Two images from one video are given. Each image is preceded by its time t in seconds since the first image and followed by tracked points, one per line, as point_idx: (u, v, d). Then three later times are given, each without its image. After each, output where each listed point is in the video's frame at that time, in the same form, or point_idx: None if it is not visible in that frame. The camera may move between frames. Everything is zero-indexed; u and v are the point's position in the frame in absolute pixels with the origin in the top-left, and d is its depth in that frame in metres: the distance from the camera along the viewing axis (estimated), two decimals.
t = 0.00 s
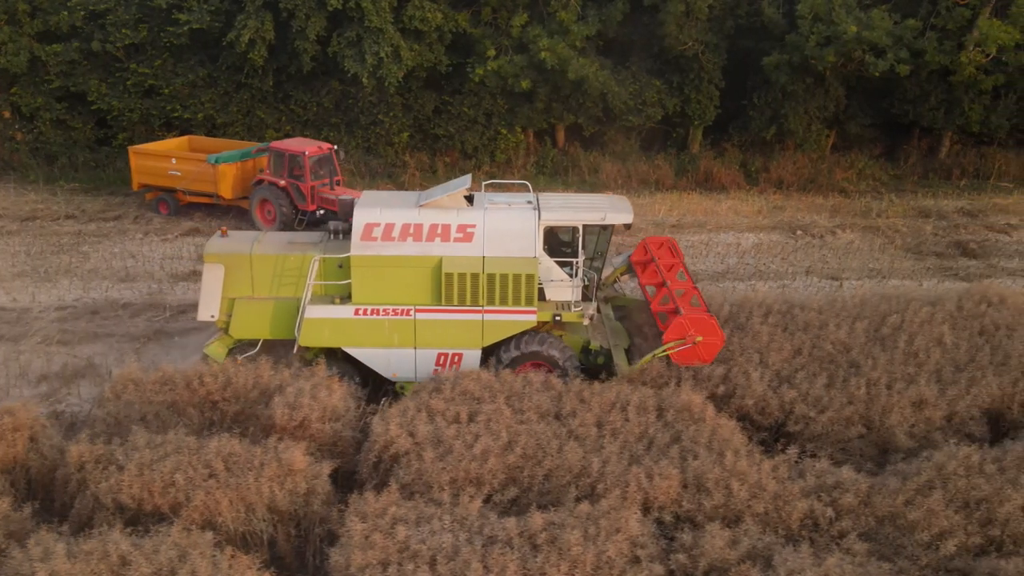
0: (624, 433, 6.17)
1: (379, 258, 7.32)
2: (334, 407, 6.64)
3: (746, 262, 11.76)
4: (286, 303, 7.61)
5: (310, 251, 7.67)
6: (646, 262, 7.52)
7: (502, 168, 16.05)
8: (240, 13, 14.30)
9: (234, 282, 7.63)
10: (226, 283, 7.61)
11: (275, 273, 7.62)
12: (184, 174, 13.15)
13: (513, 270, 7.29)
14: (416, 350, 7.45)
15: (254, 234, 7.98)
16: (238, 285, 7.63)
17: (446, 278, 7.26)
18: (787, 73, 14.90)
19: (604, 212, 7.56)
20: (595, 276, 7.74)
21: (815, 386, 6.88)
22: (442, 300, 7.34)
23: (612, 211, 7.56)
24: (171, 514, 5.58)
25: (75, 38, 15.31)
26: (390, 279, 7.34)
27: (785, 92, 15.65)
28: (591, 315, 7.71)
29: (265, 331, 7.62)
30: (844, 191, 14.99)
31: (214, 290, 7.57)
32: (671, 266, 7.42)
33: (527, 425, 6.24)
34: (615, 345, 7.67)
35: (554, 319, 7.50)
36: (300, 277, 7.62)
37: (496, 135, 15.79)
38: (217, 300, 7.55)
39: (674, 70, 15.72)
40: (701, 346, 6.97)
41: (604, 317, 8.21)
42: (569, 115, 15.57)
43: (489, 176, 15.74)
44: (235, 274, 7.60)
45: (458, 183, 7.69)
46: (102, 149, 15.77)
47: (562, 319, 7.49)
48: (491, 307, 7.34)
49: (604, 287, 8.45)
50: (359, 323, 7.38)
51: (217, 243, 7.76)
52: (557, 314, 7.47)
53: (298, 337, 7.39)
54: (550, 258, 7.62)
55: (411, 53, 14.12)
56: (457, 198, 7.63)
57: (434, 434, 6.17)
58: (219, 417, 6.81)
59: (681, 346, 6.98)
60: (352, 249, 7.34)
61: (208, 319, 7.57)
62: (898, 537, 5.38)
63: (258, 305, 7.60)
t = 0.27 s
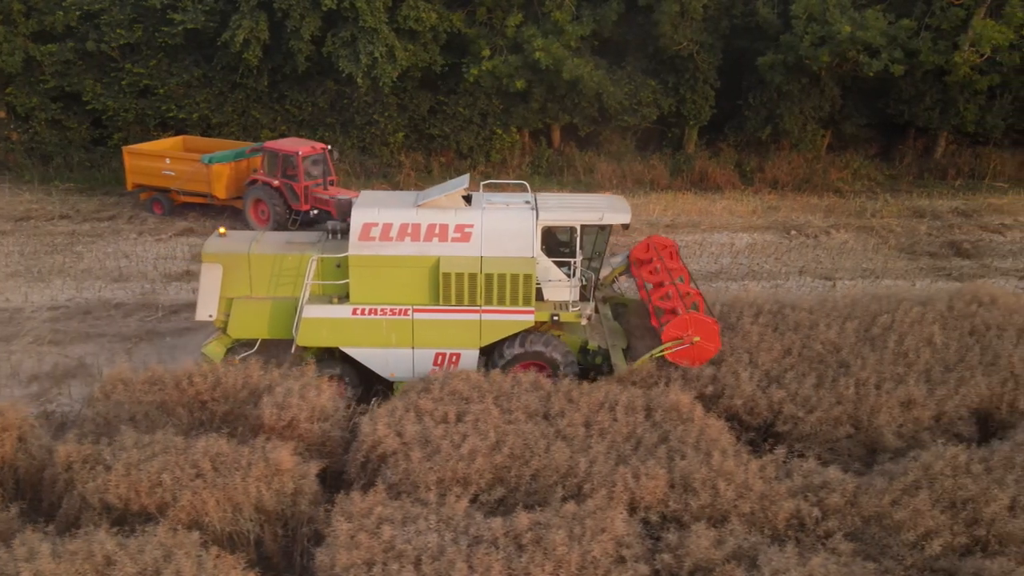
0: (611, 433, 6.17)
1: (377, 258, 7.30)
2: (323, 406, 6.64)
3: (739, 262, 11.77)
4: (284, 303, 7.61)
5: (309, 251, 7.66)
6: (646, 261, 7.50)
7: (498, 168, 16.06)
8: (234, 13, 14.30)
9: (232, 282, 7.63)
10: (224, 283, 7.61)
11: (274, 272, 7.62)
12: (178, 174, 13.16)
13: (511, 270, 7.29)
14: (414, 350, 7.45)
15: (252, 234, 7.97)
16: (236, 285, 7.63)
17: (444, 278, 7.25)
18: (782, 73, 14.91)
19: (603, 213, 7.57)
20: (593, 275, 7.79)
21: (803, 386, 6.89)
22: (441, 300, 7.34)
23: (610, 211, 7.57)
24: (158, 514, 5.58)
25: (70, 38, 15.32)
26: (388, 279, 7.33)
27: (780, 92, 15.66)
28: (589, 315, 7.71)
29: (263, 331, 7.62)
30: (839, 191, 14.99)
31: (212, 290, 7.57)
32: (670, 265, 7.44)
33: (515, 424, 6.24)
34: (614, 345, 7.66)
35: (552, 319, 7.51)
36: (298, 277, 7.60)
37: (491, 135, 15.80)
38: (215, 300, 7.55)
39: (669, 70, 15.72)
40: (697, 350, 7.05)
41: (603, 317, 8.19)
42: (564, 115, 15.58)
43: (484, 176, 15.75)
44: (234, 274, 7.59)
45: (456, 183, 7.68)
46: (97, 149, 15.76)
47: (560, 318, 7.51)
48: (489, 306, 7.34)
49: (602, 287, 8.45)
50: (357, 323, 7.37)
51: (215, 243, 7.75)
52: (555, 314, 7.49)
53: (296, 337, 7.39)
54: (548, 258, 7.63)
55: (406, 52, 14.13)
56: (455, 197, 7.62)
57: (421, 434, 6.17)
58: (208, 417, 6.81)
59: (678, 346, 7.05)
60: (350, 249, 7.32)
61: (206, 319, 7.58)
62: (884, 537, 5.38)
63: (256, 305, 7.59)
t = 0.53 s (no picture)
0: (597, 433, 6.17)
1: (375, 258, 7.30)
2: (310, 407, 6.64)
3: (732, 262, 11.77)
4: (281, 303, 7.60)
5: (306, 250, 7.64)
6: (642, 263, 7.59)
7: (492, 168, 16.06)
8: (228, 13, 14.31)
9: (230, 282, 7.61)
10: (222, 282, 7.59)
11: (272, 272, 7.60)
12: (172, 174, 13.17)
13: (509, 270, 7.30)
14: (412, 350, 7.45)
15: (249, 233, 7.94)
16: (234, 285, 7.61)
17: (442, 278, 7.26)
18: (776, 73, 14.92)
19: (601, 212, 7.55)
20: (591, 275, 7.79)
21: (791, 386, 6.89)
22: (438, 300, 7.34)
23: (608, 212, 7.56)
24: (143, 514, 5.58)
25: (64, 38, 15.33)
26: (386, 279, 7.33)
27: (774, 92, 15.66)
28: (587, 316, 7.68)
29: (261, 331, 7.62)
30: (834, 191, 15.00)
31: (210, 289, 7.55)
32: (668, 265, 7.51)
33: (501, 424, 6.25)
34: (611, 345, 7.64)
35: (549, 318, 7.51)
36: (295, 277, 7.59)
37: (485, 135, 15.80)
38: (213, 300, 7.53)
39: (663, 70, 15.73)
40: (689, 351, 7.04)
41: (601, 317, 8.16)
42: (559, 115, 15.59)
43: (479, 176, 15.75)
44: (231, 273, 7.58)
45: (454, 182, 7.65)
46: (92, 149, 15.76)
47: (557, 318, 7.50)
48: (486, 306, 7.35)
49: (599, 287, 8.44)
50: (355, 323, 7.38)
51: (213, 242, 7.73)
52: (552, 313, 7.49)
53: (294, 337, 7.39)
54: (545, 258, 7.63)
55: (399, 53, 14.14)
56: (453, 197, 7.60)
57: (407, 434, 6.18)
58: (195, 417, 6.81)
59: (676, 346, 7.02)
60: (347, 249, 7.32)
61: (204, 319, 7.56)
62: (868, 537, 5.39)
63: (254, 305, 7.59)
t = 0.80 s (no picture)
0: (583, 432, 6.18)
1: (373, 257, 7.31)
2: (297, 406, 6.64)
3: (725, 262, 11.76)
4: (279, 303, 7.60)
5: (304, 250, 7.64)
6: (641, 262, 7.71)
7: (487, 168, 16.06)
8: (222, 13, 14.32)
9: (228, 282, 7.61)
10: (220, 282, 7.59)
11: (269, 272, 7.59)
12: (165, 174, 13.17)
13: (506, 269, 7.31)
14: (410, 349, 7.44)
15: (247, 232, 7.93)
16: (232, 284, 7.61)
17: (440, 277, 7.26)
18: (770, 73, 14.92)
19: (597, 211, 7.58)
20: (589, 275, 7.80)
21: (778, 386, 6.90)
22: (436, 299, 7.34)
23: (605, 210, 7.59)
24: (128, 514, 5.58)
25: (59, 37, 15.32)
26: (384, 278, 7.34)
27: (768, 92, 15.67)
28: (585, 315, 7.67)
29: (259, 331, 7.61)
30: (828, 191, 15.00)
31: (207, 289, 7.53)
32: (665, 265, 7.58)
33: (488, 424, 6.26)
34: (609, 345, 7.60)
35: (546, 318, 7.51)
36: (293, 276, 7.59)
37: (480, 135, 15.81)
38: (210, 300, 7.52)
39: (658, 70, 15.74)
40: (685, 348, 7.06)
41: (598, 317, 8.15)
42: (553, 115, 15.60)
43: (473, 176, 15.76)
44: (229, 273, 7.58)
45: (452, 182, 7.66)
46: (86, 149, 15.75)
47: (554, 318, 7.50)
48: (484, 305, 7.35)
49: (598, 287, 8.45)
50: (353, 322, 7.37)
51: (211, 242, 7.73)
52: (550, 312, 7.49)
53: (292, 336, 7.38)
54: (543, 257, 7.65)
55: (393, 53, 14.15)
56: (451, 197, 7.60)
57: (394, 434, 6.18)
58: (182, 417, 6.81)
59: (673, 345, 7.05)
60: (345, 248, 7.32)
61: (201, 319, 7.55)
62: (852, 537, 5.39)
63: (252, 305, 7.58)
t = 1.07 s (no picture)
0: (571, 432, 6.18)
1: (371, 257, 7.29)
2: (287, 406, 6.64)
3: (720, 262, 11.75)
4: (278, 302, 7.61)
5: (303, 250, 7.65)
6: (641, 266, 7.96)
7: (482, 168, 16.07)
8: (217, 13, 14.32)
9: (227, 282, 7.61)
10: (219, 282, 7.59)
11: (268, 272, 7.60)
12: (160, 174, 13.19)
13: (505, 268, 7.32)
14: (408, 349, 7.45)
15: (246, 233, 7.94)
16: (230, 284, 7.61)
17: (438, 277, 7.26)
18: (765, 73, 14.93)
19: (596, 212, 7.58)
20: (588, 275, 7.80)
21: (767, 386, 6.90)
22: (434, 299, 7.34)
23: (603, 211, 7.58)
24: (115, 513, 5.59)
25: (54, 37, 15.33)
26: (383, 278, 7.33)
27: (764, 92, 15.67)
28: (583, 315, 7.67)
29: (258, 331, 7.61)
30: (823, 191, 14.99)
31: (205, 289, 7.54)
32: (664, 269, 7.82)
33: (476, 424, 6.26)
34: (608, 346, 7.60)
35: (545, 318, 7.52)
36: (292, 276, 7.60)
37: (475, 134, 15.81)
38: (208, 300, 7.52)
39: (653, 70, 15.74)
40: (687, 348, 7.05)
41: (597, 317, 8.21)
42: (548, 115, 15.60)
43: (469, 176, 15.76)
44: (228, 273, 7.58)
45: (450, 182, 7.65)
46: (82, 149, 15.76)
47: (553, 317, 7.51)
48: (482, 305, 7.35)
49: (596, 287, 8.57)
50: (352, 322, 7.36)
51: (210, 242, 7.73)
52: (548, 312, 7.50)
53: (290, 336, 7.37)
54: (541, 258, 7.64)
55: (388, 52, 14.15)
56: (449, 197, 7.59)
57: (382, 433, 6.19)
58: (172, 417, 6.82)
59: (672, 344, 7.05)
60: (343, 248, 7.31)
61: (200, 319, 7.55)
62: (838, 536, 5.39)
63: (251, 304, 7.58)
